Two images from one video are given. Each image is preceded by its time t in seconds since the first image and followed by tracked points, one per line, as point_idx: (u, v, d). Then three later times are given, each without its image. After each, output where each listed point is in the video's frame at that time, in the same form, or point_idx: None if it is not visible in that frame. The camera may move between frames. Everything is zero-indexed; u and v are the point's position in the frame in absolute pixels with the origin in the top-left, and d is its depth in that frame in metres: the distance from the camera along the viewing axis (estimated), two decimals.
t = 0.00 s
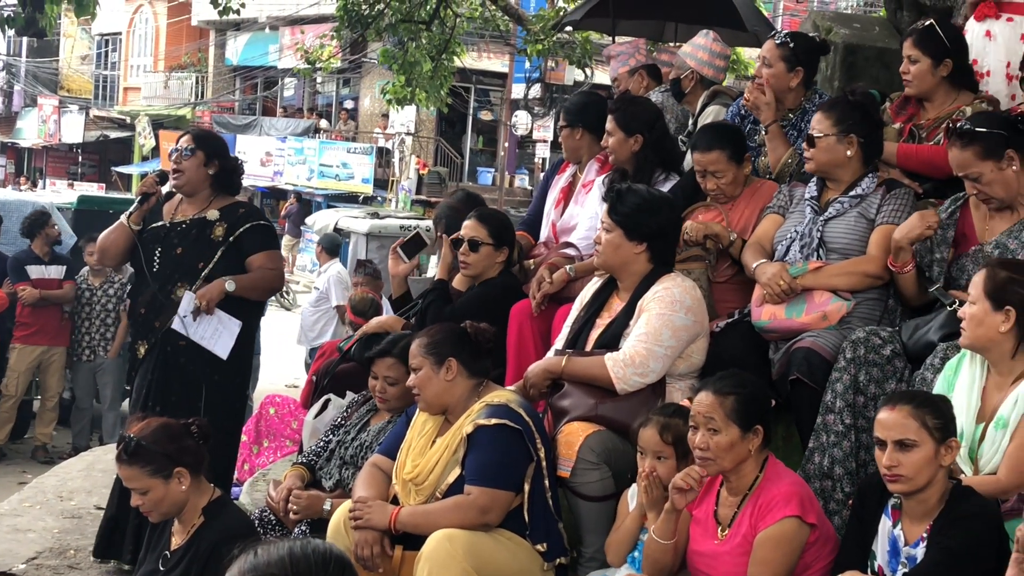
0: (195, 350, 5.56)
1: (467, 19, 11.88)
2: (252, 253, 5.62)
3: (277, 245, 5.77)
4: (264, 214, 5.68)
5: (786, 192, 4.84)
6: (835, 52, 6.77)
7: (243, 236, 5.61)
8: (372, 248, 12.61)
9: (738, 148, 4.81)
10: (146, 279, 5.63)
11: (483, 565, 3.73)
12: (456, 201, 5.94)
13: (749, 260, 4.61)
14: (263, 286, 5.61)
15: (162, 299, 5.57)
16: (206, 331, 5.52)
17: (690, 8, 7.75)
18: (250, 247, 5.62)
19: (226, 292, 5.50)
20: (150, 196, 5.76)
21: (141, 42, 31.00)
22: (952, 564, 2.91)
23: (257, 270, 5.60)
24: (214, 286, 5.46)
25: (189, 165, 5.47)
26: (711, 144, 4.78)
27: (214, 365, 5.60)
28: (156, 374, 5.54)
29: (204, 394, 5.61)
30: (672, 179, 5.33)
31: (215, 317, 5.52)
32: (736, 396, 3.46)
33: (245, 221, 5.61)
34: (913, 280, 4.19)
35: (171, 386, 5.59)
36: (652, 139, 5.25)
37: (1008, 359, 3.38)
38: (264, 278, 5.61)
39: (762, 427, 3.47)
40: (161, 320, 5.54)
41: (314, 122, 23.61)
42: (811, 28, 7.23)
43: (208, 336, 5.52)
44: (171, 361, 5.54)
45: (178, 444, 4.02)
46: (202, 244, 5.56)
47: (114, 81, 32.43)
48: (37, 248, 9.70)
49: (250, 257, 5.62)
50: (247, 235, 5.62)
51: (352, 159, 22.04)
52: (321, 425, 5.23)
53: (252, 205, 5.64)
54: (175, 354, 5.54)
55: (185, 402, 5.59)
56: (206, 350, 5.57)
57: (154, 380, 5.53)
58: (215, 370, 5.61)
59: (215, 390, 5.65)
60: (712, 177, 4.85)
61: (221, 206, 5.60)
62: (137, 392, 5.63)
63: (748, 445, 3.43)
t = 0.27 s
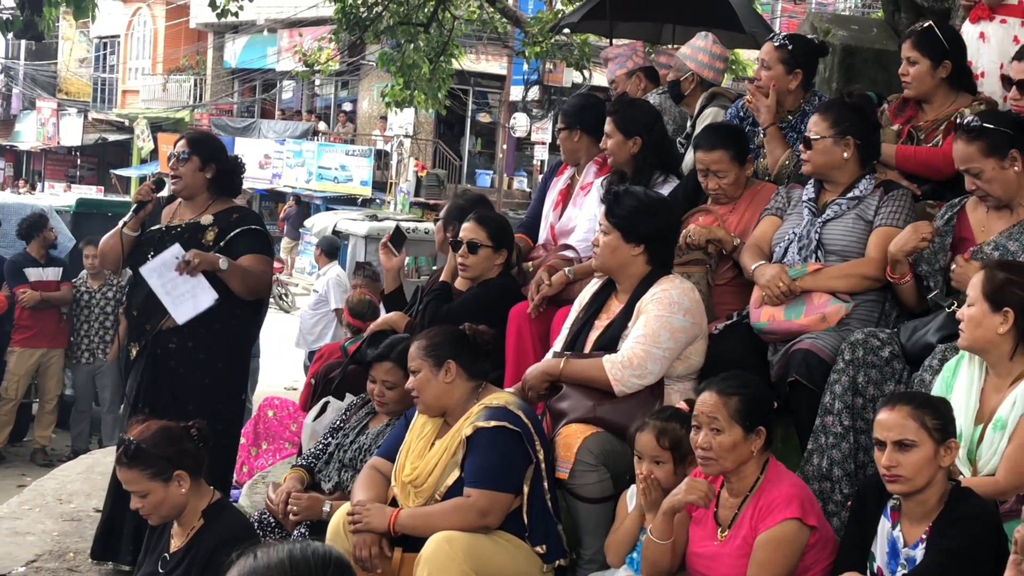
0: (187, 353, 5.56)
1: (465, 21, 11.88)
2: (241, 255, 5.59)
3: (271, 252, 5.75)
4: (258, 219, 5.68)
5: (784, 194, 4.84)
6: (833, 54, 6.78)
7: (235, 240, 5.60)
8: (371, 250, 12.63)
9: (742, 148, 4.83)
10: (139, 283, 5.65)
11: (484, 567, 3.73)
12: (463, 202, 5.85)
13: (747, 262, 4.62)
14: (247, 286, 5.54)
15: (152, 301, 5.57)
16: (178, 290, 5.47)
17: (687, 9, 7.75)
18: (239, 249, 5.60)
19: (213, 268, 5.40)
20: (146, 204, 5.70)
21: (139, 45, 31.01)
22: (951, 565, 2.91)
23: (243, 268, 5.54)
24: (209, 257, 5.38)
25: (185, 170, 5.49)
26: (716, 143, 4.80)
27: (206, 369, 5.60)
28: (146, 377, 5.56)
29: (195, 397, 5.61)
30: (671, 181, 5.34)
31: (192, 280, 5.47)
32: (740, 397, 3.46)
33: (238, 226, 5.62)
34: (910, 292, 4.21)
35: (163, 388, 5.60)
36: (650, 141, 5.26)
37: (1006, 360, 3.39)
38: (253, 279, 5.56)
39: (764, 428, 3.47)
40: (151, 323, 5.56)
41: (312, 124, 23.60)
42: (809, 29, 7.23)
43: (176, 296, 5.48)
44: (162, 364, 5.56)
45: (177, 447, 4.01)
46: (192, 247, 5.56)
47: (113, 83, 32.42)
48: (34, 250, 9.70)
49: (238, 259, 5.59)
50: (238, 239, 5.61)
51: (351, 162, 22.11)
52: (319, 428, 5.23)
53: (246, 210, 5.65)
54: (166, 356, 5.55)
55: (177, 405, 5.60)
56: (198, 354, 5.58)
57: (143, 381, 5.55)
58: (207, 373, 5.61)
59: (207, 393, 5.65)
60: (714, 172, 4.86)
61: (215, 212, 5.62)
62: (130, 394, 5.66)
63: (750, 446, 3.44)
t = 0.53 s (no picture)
0: (183, 355, 5.58)
1: (467, 22, 11.89)
2: (227, 252, 5.56)
3: (264, 248, 5.71)
4: (253, 218, 5.65)
5: (786, 194, 4.84)
6: (835, 54, 6.77)
7: (226, 239, 5.58)
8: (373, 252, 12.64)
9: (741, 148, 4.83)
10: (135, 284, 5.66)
11: (486, 569, 3.73)
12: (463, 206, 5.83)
13: (750, 263, 4.61)
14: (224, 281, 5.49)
15: (149, 302, 5.58)
16: (130, 273, 5.48)
17: (689, 10, 7.75)
18: (228, 246, 5.57)
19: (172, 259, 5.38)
20: (145, 206, 5.83)
21: (141, 47, 31.03)
22: (953, 567, 2.91)
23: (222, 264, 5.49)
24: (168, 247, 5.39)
25: (188, 172, 5.51)
26: (711, 145, 4.79)
27: (202, 371, 5.62)
28: (142, 378, 5.58)
29: (191, 398, 5.63)
30: (673, 182, 5.34)
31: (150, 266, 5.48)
32: (752, 397, 3.46)
33: (232, 226, 5.60)
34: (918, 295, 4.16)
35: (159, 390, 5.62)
36: (652, 142, 5.25)
37: (1008, 361, 3.38)
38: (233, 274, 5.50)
39: (774, 430, 3.47)
40: (149, 323, 5.57)
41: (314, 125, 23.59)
42: (810, 30, 7.23)
43: (130, 279, 5.48)
44: (158, 365, 5.58)
45: (179, 449, 4.01)
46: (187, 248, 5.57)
47: (114, 85, 32.44)
48: (35, 253, 9.71)
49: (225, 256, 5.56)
50: (230, 238, 5.59)
51: (353, 164, 22.09)
52: (321, 430, 5.24)
53: (241, 211, 5.64)
54: (162, 358, 5.57)
55: (173, 406, 5.62)
56: (194, 355, 5.59)
57: (139, 383, 5.57)
58: (203, 375, 5.63)
59: (204, 395, 5.66)
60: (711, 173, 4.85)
61: (213, 212, 5.62)
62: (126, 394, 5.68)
63: (759, 447, 3.43)
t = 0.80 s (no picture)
0: (185, 355, 5.60)
1: (470, 23, 11.89)
2: (236, 254, 5.61)
3: (267, 248, 5.75)
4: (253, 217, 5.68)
5: (789, 195, 4.83)
6: (837, 55, 6.77)
7: (230, 240, 5.61)
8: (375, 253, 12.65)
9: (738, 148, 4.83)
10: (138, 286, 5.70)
11: (490, 570, 3.73)
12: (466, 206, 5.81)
13: (753, 263, 4.61)
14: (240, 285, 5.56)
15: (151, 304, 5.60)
16: (168, 304, 5.50)
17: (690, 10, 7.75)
18: (235, 248, 5.61)
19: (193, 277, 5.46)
20: (144, 208, 5.73)
21: (143, 49, 31.05)
22: (957, 567, 2.91)
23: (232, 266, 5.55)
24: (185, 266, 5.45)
25: (183, 171, 5.50)
26: (712, 143, 4.80)
27: (204, 370, 5.64)
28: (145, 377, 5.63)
29: (193, 398, 5.64)
30: (675, 182, 5.33)
31: (181, 293, 5.49)
32: (763, 398, 3.46)
33: (233, 225, 5.63)
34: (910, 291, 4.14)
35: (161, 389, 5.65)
36: (655, 142, 5.25)
37: (1011, 361, 3.38)
38: (248, 276, 5.58)
39: (783, 432, 3.46)
40: (150, 324, 5.62)
41: (317, 126, 23.59)
42: (812, 31, 7.22)
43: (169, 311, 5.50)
44: (161, 365, 5.61)
45: (182, 450, 4.01)
46: (188, 248, 5.59)
47: (117, 87, 32.45)
48: (38, 254, 9.71)
49: (234, 258, 5.61)
50: (235, 238, 5.62)
51: (355, 164, 22.09)
52: (325, 430, 5.24)
53: (241, 210, 5.66)
54: (164, 358, 5.61)
55: (175, 406, 5.64)
56: (196, 355, 5.61)
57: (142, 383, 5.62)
58: (206, 375, 5.64)
59: (206, 395, 5.68)
60: (712, 173, 4.85)
61: (210, 212, 5.63)
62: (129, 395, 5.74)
63: (768, 448, 3.43)
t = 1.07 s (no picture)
0: (198, 352, 5.62)
1: (472, 23, 11.89)
2: (248, 250, 5.70)
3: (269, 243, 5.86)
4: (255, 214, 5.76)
5: (793, 195, 4.83)
6: (840, 55, 6.76)
7: (238, 237, 5.69)
8: (378, 253, 12.65)
9: (748, 147, 4.83)
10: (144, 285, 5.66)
11: (493, 570, 3.72)
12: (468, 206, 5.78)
13: (756, 263, 4.60)
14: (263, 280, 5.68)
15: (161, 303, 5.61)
16: (203, 300, 5.56)
17: (692, 10, 7.75)
18: (244, 245, 5.70)
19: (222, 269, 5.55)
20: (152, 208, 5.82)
21: (146, 49, 31.09)
22: (960, 567, 2.90)
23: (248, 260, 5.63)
24: (210, 259, 5.53)
25: (187, 169, 5.53)
26: (719, 140, 4.79)
27: (217, 367, 5.67)
28: (156, 377, 5.59)
29: (205, 395, 5.66)
30: (678, 182, 5.32)
31: (213, 285, 5.56)
32: (767, 398, 3.46)
33: (240, 222, 5.70)
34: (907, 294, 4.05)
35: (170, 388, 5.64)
36: (657, 142, 5.25)
37: (1013, 362, 3.38)
38: (264, 271, 5.68)
39: (787, 432, 3.46)
40: (162, 324, 5.61)
41: (320, 128, 23.37)
42: (815, 31, 7.22)
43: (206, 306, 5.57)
44: (174, 364, 5.60)
45: (185, 451, 4.01)
46: (197, 247, 5.62)
47: (120, 87, 32.49)
48: (42, 254, 9.72)
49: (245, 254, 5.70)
50: (242, 235, 5.70)
51: (358, 164, 22.09)
52: (327, 431, 5.24)
53: (244, 207, 5.72)
54: (177, 356, 5.60)
55: (187, 404, 5.64)
56: (209, 352, 5.64)
57: (154, 382, 5.59)
58: (218, 372, 5.68)
59: (218, 391, 5.71)
60: (717, 169, 4.85)
61: (213, 209, 5.66)
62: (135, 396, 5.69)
63: (772, 448, 3.43)
